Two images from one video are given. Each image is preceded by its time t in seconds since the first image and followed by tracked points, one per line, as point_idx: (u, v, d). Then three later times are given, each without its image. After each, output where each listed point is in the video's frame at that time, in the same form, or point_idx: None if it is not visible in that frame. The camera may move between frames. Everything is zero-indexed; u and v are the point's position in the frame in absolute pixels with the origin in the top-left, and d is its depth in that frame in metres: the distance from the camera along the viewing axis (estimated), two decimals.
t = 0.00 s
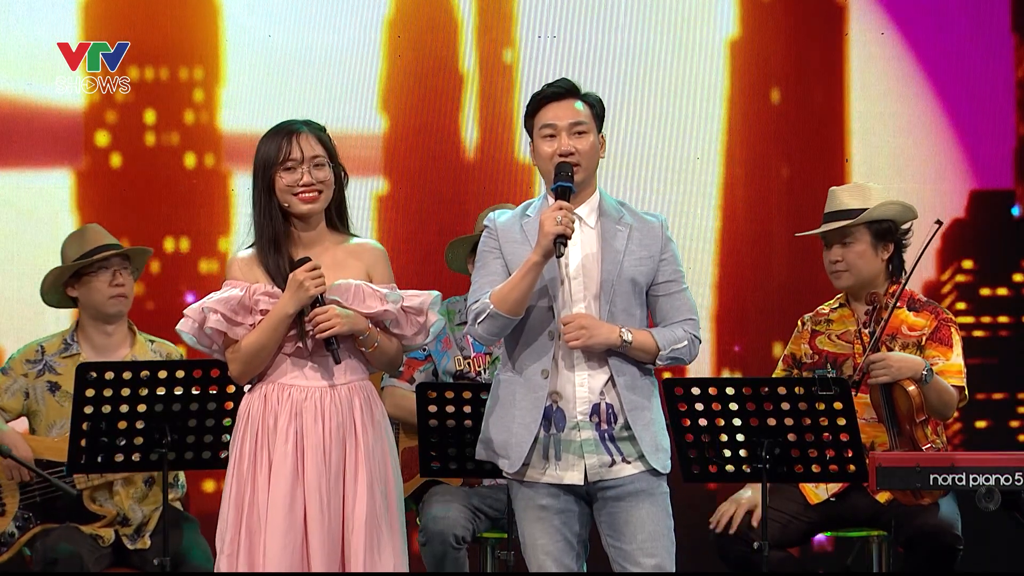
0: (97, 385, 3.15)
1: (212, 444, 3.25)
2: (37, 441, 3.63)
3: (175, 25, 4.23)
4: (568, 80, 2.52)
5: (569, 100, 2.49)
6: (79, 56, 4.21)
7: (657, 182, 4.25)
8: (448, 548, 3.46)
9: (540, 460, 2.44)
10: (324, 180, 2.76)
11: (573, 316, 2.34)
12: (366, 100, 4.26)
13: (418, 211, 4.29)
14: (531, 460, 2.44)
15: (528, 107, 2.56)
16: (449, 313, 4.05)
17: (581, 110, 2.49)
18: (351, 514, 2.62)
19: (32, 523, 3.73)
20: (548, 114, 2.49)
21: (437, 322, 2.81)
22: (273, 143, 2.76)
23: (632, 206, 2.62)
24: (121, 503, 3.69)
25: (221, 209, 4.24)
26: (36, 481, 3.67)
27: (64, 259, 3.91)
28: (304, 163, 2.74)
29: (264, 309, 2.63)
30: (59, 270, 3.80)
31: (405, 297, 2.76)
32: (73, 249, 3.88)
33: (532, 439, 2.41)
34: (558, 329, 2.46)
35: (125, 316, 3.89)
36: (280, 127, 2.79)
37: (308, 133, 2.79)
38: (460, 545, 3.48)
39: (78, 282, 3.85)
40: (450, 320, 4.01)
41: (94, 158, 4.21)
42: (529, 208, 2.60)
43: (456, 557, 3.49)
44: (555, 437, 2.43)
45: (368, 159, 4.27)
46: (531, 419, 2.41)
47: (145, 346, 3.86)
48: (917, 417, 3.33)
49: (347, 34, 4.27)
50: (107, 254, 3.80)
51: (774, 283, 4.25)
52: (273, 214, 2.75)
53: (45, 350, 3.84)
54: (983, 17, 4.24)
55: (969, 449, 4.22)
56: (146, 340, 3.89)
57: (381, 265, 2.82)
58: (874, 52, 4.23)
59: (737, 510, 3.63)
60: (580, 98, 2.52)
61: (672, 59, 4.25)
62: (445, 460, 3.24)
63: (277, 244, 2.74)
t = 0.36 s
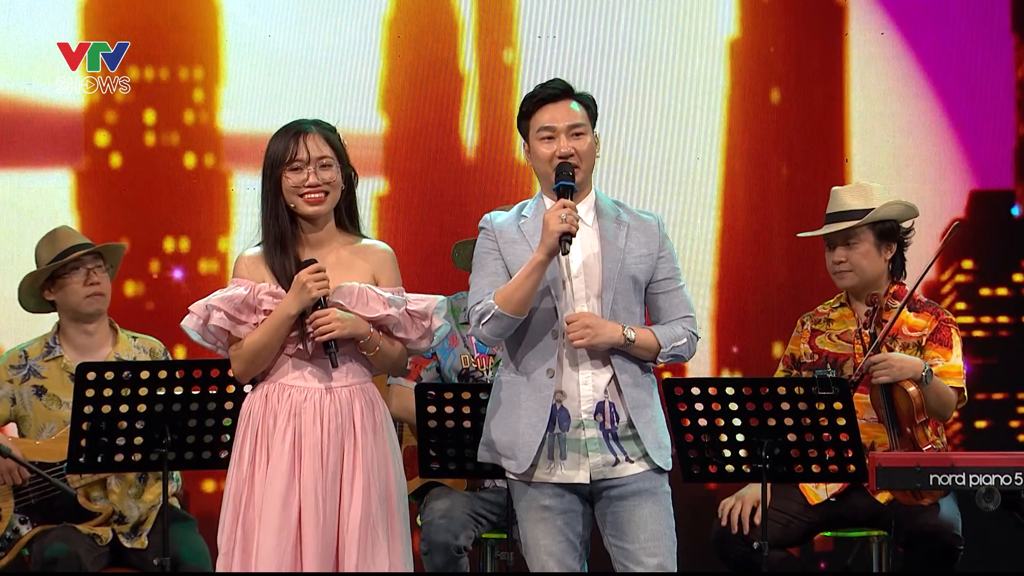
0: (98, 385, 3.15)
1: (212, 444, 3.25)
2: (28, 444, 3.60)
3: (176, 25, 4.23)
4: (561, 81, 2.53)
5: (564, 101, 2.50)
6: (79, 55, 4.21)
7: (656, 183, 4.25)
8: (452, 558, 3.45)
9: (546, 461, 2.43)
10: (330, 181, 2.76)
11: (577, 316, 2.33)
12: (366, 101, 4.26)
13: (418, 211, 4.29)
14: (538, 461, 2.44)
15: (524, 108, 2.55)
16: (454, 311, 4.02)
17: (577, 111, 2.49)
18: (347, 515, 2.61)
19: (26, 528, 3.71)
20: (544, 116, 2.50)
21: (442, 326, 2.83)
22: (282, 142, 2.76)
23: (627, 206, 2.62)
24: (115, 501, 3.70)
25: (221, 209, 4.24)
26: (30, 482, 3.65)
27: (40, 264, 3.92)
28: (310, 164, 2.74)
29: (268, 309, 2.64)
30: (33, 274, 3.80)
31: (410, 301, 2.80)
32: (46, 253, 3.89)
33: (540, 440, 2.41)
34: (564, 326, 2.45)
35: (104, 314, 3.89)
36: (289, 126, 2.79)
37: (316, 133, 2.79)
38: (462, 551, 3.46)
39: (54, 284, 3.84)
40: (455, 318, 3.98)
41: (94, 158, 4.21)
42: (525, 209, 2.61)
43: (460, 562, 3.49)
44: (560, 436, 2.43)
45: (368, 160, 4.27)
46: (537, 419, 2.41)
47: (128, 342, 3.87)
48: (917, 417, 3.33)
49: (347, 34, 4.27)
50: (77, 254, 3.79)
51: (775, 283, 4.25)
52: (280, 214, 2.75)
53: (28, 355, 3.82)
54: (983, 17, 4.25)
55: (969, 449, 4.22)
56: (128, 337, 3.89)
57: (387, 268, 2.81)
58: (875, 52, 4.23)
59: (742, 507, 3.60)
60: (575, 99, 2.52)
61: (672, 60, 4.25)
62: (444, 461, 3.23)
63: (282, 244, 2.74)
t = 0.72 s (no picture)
0: (98, 385, 3.16)
1: (212, 444, 3.25)
2: (29, 443, 3.59)
3: (176, 25, 4.23)
4: (562, 81, 2.53)
5: (564, 100, 2.50)
6: (79, 55, 4.21)
7: (656, 183, 4.24)
8: (450, 561, 3.44)
9: (546, 462, 2.44)
10: (341, 183, 2.76)
11: (580, 318, 2.33)
12: (366, 101, 4.26)
13: (418, 211, 4.29)
14: (537, 462, 2.44)
15: (524, 108, 2.56)
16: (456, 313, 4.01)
17: (577, 111, 2.49)
18: (350, 517, 2.61)
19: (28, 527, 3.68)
20: (544, 116, 2.50)
21: (447, 328, 2.83)
22: (293, 141, 2.76)
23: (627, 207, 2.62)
24: (116, 501, 3.71)
25: (221, 208, 4.24)
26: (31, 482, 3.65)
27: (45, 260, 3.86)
28: (321, 165, 2.75)
29: (274, 309, 2.64)
30: (40, 271, 3.78)
31: (416, 303, 2.79)
32: (56, 249, 3.83)
33: (540, 441, 2.41)
34: (564, 326, 2.47)
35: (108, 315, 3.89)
36: (299, 125, 2.79)
37: (327, 133, 2.79)
38: (459, 555, 3.46)
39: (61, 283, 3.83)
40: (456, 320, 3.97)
41: (94, 158, 4.21)
42: (524, 210, 2.61)
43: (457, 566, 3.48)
44: (560, 437, 2.44)
45: (368, 160, 4.27)
46: (537, 420, 2.41)
47: (129, 343, 3.87)
48: (918, 417, 3.32)
49: (347, 34, 4.27)
50: (91, 256, 3.77)
51: (775, 282, 4.25)
52: (289, 214, 2.75)
53: (30, 354, 3.83)
54: (983, 17, 4.24)
55: (969, 449, 4.22)
56: (130, 338, 3.89)
57: (393, 268, 2.83)
58: (875, 53, 4.23)
59: (740, 507, 3.61)
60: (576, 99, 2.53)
61: (672, 59, 4.25)
62: (444, 461, 3.23)
63: (291, 245, 2.74)
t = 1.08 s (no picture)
0: (97, 385, 3.15)
1: (211, 444, 3.25)
2: (38, 442, 3.61)
3: (176, 25, 4.23)
4: (566, 86, 2.51)
5: (567, 108, 2.48)
6: (79, 55, 4.21)
7: (656, 184, 4.24)
8: (449, 563, 3.44)
9: (542, 462, 2.44)
10: (347, 185, 2.76)
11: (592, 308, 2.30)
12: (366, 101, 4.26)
13: (418, 211, 4.29)
14: (534, 462, 2.44)
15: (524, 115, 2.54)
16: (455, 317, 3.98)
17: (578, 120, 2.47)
18: (360, 517, 2.63)
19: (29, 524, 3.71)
20: (545, 125, 2.48)
21: (451, 329, 2.82)
22: (299, 143, 2.76)
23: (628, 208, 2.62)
24: (119, 504, 3.69)
25: (221, 208, 4.23)
26: (36, 481, 3.67)
27: (79, 252, 3.85)
28: (327, 168, 2.74)
29: (280, 310, 2.64)
30: (70, 267, 3.78)
31: (421, 303, 2.79)
32: (90, 246, 3.83)
33: (534, 443, 2.41)
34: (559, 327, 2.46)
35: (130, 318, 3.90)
36: (304, 127, 2.79)
37: (332, 135, 2.79)
38: (457, 559, 3.46)
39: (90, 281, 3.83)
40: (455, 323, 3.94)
41: (94, 158, 4.21)
42: (522, 212, 2.60)
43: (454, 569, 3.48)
44: (558, 438, 2.44)
45: (368, 160, 4.27)
46: (532, 423, 2.41)
47: (146, 349, 3.86)
48: (918, 417, 3.32)
49: (347, 34, 4.27)
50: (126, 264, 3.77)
51: (775, 281, 4.25)
52: (295, 217, 2.74)
53: (46, 349, 3.84)
54: (983, 17, 4.24)
55: (969, 449, 4.22)
56: (147, 342, 3.88)
57: (396, 268, 2.83)
58: (875, 53, 4.23)
59: (742, 507, 3.60)
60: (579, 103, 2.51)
61: (672, 59, 4.25)
62: (444, 461, 3.23)
63: (295, 250, 2.73)
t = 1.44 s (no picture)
0: (99, 385, 3.15)
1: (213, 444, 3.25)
2: (47, 439, 3.64)
3: (178, 25, 4.23)
4: (566, 98, 2.49)
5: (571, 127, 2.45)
6: (79, 55, 4.21)
7: (658, 184, 4.24)
8: (449, 563, 3.43)
9: (542, 463, 2.45)
10: (354, 189, 2.76)
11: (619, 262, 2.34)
12: (368, 101, 4.26)
13: (420, 211, 4.29)
14: (533, 463, 2.45)
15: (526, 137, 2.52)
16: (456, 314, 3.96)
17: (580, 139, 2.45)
18: (369, 518, 2.63)
19: (37, 519, 3.67)
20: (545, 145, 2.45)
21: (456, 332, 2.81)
22: (306, 146, 2.74)
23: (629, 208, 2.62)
24: (125, 505, 3.69)
25: (223, 208, 4.23)
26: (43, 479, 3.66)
27: (106, 251, 3.89)
28: (335, 171, 2.73)
29: (287, 312, 2.64)
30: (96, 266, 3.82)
31: (427, 304, 2.78)
32: (117, 247, 3.87)
33: (527, 448, 2.43)
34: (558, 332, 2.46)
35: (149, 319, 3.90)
36: (312, 129, 2.77)
37: (339, 138, 2.77)
38: (457, 560, 3.46)
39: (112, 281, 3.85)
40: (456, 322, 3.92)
41: (97, 158, 4.20)
42: (525, 212, 2.60)
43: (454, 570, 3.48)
44: (557, 441, 2.44)
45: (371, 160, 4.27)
46: (525, 429, 2.43)
47: (164, 351, 3.86)
48: (920, 416, 3.32)
49: (349, 34, 4.27)
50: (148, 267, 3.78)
51: (777, 281, 4.25)
52: (302, 221, 2.75)
53: (64, 345, 3.84)
54: (985, 16, 4.24)
55: (971, 448, 4.22)
56: (165, 344, 3.88)
57: (401, 273, 2.83)
58: (876, 52, 4.23)
59: (744, 507, 3.59)
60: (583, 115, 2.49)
61: (674, 58, 4.25)
62: (446, 461, 3.23)
63: (301, 253, 2.74)
